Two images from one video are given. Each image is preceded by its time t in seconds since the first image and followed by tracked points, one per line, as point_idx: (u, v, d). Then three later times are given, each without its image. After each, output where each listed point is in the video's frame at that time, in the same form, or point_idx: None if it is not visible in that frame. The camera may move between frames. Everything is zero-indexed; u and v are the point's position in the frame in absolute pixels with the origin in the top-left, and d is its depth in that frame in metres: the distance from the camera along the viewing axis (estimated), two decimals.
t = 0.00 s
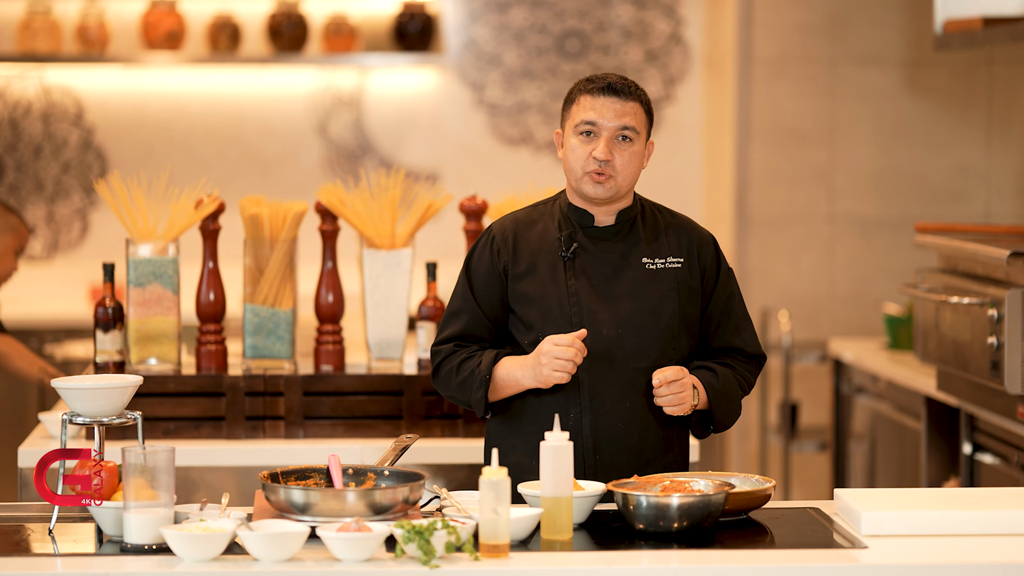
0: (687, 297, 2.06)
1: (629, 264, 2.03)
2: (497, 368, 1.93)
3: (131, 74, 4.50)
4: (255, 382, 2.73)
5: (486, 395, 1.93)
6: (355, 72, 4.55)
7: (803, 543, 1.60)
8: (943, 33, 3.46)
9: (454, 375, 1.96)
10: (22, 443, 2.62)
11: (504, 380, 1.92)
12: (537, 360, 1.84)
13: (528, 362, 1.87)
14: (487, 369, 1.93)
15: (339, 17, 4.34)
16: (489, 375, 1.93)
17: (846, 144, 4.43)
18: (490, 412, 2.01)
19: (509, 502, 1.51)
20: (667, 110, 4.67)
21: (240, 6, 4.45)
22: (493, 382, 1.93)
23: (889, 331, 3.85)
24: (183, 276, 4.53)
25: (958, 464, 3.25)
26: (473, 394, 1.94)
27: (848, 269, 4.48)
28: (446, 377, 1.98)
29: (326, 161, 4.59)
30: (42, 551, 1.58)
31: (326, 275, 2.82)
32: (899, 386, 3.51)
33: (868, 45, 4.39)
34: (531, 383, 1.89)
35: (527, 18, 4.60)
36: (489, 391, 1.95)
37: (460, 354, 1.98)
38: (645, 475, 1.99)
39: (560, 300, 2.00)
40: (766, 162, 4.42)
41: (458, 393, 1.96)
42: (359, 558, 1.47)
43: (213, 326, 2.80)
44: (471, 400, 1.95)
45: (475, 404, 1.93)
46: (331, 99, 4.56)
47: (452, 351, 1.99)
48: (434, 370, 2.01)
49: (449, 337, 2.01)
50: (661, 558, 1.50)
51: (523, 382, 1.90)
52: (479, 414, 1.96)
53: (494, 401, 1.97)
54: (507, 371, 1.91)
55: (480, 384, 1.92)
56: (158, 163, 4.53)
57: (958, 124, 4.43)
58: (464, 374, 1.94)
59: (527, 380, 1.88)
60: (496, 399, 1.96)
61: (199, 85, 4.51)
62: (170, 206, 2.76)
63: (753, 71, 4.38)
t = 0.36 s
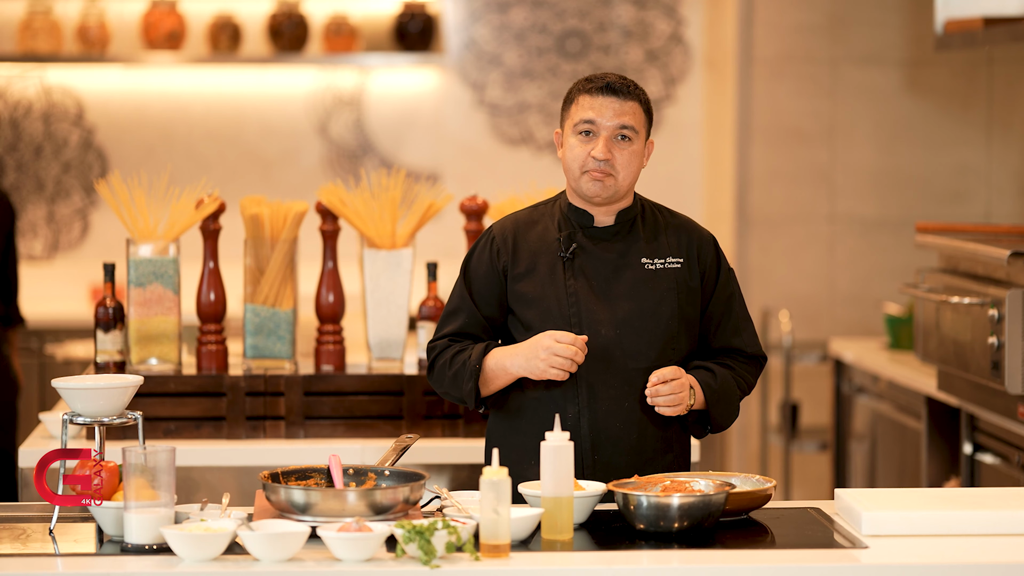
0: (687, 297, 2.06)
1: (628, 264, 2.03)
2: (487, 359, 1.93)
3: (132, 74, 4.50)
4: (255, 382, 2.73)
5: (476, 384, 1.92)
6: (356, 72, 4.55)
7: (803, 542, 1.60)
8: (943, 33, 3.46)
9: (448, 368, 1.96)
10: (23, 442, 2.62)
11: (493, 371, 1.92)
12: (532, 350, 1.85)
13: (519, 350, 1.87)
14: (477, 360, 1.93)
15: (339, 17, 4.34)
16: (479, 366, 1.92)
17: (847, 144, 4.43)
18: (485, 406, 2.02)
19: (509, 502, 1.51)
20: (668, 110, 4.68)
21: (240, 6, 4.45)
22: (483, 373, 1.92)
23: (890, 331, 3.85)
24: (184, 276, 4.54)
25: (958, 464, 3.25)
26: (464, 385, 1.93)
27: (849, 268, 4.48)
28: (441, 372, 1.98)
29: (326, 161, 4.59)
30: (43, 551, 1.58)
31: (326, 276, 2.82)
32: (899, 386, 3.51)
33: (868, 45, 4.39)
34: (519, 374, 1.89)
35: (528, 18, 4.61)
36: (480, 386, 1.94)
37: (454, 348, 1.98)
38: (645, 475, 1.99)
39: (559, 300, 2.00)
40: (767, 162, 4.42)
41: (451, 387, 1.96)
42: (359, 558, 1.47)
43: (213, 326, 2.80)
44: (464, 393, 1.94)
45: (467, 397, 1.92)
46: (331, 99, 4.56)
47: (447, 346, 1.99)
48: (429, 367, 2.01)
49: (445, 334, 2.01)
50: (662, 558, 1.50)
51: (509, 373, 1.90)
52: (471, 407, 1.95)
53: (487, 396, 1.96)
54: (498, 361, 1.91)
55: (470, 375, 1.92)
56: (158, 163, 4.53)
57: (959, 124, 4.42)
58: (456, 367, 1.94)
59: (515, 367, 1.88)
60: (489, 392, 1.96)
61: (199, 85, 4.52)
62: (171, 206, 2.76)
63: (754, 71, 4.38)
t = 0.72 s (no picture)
0: (687, 297, 2.06)
1: (629, 263, 2.03)
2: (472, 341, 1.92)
3: (133, 74, 4.50)
4: (256, 382, 2.73)
5: (465, 367, 1.91)
6: (356, 72, 4.55)
7: (803, 542, 1.60)
8: (943, 33, 3.45)
9: (440, 359, 1.95)
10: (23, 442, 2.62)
11: (478, 352, 1.90)
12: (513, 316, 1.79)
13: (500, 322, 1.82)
14: (463, 342, 1.93)
15: (339, 17, 4.34)
16: (466, 348, 1.91)
17: (847, 144, 4.43)
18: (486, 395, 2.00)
19: (509, 502, 1.51)
20: (668, 110, 4.67)
21: (240, 6, 4.45)
22: (470, 356, 1.91)
23: (890, 331, 3.85)
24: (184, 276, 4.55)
25: (958, 464, 3.25)
26: (454, 371, 1.92)
27: (849, 268, 4.48)
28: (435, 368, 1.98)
29: (327, 161, 4.59)
30: (43, 551, 1.58)
31: (327, 276, 2.82)
32: (900, 386, 3.51)
33: (869, 45, 4.39)
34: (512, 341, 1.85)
35: (528, 18, 4.61)
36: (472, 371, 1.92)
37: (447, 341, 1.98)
38: (646, 475, 1.99)
39: (560, 300, 2.00)
40: (767, 162, 4.42)
41: (443, 378, 1.95)
42: (359, 558, 1.47)
43: (214, 327, 2.80)
44: (456, 382, 1.92)
45: (460, 384, 1.91)
46: (332, 99, 4.56)
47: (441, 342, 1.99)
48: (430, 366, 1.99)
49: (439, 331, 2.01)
50: (662, 558, 1.50)
51: (495, 344, 1.87)
52: (464, 392, 1.93)
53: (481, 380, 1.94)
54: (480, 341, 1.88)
55: (459, 360, 1.90)
56: (158, 163, 4.53)
57: (959, 124, 4.42)
58: (446, 354, 1.94)
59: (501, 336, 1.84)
60: (482, 377, 1.94)
61: (200, 84, 4.52)
62: (171, 206, 2.76)
63: (754, 71, 4.38)
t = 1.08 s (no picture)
0: (688, 298, 2.06)
1: (629, 264, 2.03)
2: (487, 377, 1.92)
3: (133, 74, 4.50)
4: (256, 382, 2.73)
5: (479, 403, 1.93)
6: (356, 72, 4.55)
7: (804, 543, 1.60)
8: (943, 33, 3.45)
9: (451, 380, 1.97)
10: (23, 442, 2.62)
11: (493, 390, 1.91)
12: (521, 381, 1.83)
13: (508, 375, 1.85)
14: (477, 380, 1.92)
15: (340, 17, 4.34)
16: (480, 386, 1.92)
17: (847, 144, 4.43)
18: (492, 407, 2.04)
19: (509, 502, 1.51)
20: (668, 110, 4.68)
21: (241, 6, 4.45)
22: (485, 392, 1.93)
23: (890, 331, 3.85)
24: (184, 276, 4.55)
25: (959, 464, 3.25)
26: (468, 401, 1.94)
27: (849, 268, 4.47)
28: (444, 381, 1.99)
29: (327, 161, 4.59)
30: (44, 550, 1.58)
31: (327, 276, 2.82)
32: (900, 386, 3.51)
33: (869, 45, 4.39)
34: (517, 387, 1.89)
35: (528, 18, 4.61)
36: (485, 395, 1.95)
37: (455, 358, 1.99)
38: (646, 475, 1.99)
39: (560, 300, 2.00)
40: (767, 162, 4.42)
41: (455, 397, 1.97)
42: (360, 558, 1.47)
43: (214, 326, 2.80)
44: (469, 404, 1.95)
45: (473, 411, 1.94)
46: (332, 99, 4.56)
47: (448, 356, 2.00)
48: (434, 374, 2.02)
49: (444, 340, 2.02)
50: (662, 558, 1.50)
51: (513, 386, 1.89)
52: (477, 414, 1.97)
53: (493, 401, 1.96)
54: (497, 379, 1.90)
55: (472, 398, 1.92)
56: (159, 163, 4.53)
57: (959, 124, 4.42)
58: (458, 381, 1.95)
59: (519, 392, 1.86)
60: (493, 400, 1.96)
61: (200, 84, 4.52)
62: (172, 206, 2.76)
63: (754, 71, 4.38)
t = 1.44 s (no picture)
0: (687, 297, 2.06)
1: (628, 264, 2.03)
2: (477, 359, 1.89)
3: (134, 74, 4.50)
4: (256, 382, 2.73)
5: (465, 386, 1.89)
6: (357, 72, 4.55)
7: (804, 542, 1.60)
8: (944, 33, 3.45)
9: (442, 366, 1.94)
10: (24, 443, 2.62)
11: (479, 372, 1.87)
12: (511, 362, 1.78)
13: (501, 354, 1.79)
14: (467, 360, 1.90)
15: (340, 17, 4.34)
16: (469, 367, 1.89)
17: (848, 144, 4.43)
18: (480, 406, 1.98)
19: (510, 502, 1.51)
20: (668, 110, 4.68)
21: (242, 6, 4.45)
22: (472, 375, 1.89)
23: (891, 331, 3.85)
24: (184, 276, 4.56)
25: (959, 464, 3.25)
26: (455, 386, 1.91)
27: (850, 268, 4.47)
28: (436, 372, 1.96)
29: (327, 161, 4.59)
30: (44, 551, 1.58)
31: (327, 276, 2.82)
32: (900, 386, 3.51)
33: (870, 45, 4.39)
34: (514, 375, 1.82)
35: (529, 18, 4.61)
36: (472, 386, 1.91)
37: (448, 347, 1.97)
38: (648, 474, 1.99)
39: (560, 300, 2.00)
40: (767, 162, 4.42)
41: (444, 386, 1.94)
42: (360, 558, 1.47)
43: (215, 327, 2.80)
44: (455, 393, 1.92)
45: (457, 397, 1.90)
46: (332, 99, 4.56)
47: (442, 346, 1.98)
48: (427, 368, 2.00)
49: (439, 332, 2.00)
50: (663, 558, 1.50)
51: (494, 365, 1.84)
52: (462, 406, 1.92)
53: (480, 396, 1.92)
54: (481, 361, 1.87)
55: (459, 377, 1.89)
56: (159, 163, 4.53)
57: (960, 123, 4.42)
58: (448, 366, 1.92)
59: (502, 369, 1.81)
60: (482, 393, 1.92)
61: (200, 84, 4.52)
62: (173, 206, 2.76)
63: (754, 71, 4.38)
